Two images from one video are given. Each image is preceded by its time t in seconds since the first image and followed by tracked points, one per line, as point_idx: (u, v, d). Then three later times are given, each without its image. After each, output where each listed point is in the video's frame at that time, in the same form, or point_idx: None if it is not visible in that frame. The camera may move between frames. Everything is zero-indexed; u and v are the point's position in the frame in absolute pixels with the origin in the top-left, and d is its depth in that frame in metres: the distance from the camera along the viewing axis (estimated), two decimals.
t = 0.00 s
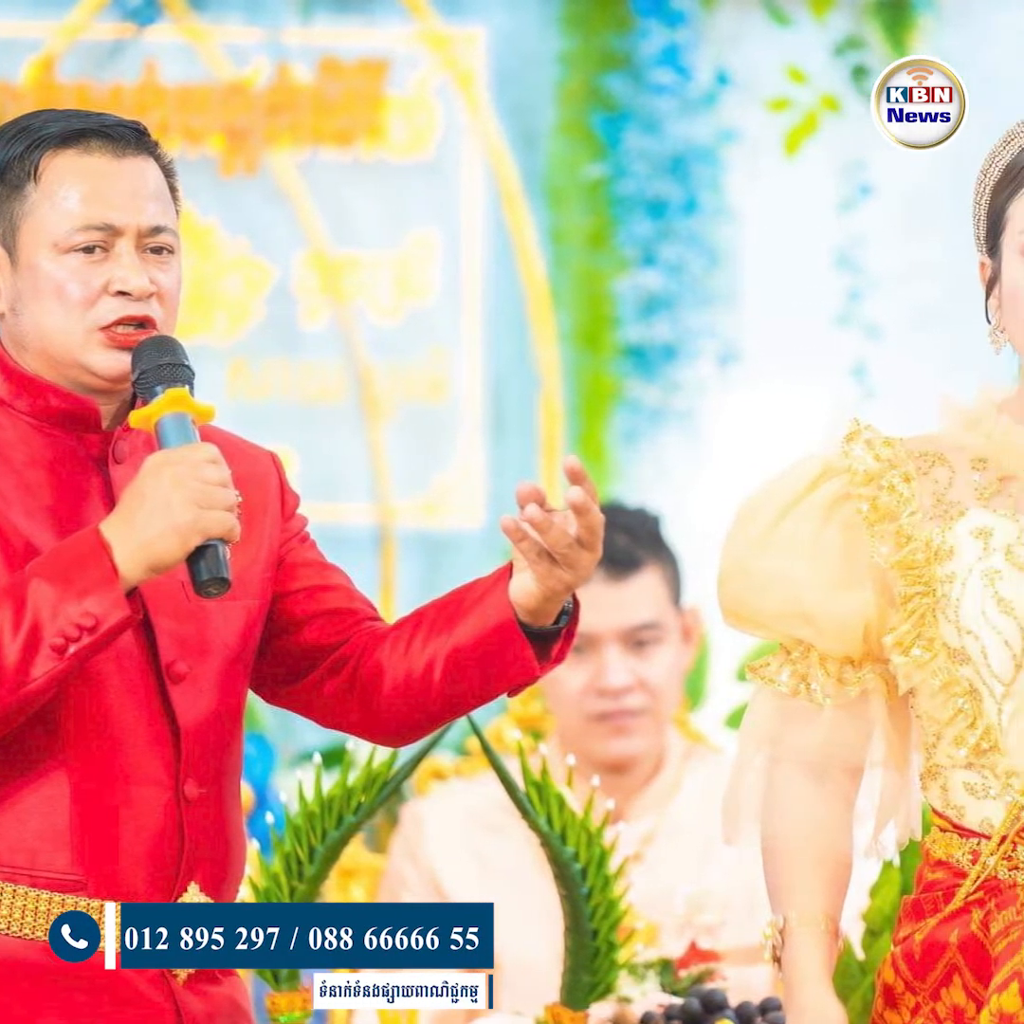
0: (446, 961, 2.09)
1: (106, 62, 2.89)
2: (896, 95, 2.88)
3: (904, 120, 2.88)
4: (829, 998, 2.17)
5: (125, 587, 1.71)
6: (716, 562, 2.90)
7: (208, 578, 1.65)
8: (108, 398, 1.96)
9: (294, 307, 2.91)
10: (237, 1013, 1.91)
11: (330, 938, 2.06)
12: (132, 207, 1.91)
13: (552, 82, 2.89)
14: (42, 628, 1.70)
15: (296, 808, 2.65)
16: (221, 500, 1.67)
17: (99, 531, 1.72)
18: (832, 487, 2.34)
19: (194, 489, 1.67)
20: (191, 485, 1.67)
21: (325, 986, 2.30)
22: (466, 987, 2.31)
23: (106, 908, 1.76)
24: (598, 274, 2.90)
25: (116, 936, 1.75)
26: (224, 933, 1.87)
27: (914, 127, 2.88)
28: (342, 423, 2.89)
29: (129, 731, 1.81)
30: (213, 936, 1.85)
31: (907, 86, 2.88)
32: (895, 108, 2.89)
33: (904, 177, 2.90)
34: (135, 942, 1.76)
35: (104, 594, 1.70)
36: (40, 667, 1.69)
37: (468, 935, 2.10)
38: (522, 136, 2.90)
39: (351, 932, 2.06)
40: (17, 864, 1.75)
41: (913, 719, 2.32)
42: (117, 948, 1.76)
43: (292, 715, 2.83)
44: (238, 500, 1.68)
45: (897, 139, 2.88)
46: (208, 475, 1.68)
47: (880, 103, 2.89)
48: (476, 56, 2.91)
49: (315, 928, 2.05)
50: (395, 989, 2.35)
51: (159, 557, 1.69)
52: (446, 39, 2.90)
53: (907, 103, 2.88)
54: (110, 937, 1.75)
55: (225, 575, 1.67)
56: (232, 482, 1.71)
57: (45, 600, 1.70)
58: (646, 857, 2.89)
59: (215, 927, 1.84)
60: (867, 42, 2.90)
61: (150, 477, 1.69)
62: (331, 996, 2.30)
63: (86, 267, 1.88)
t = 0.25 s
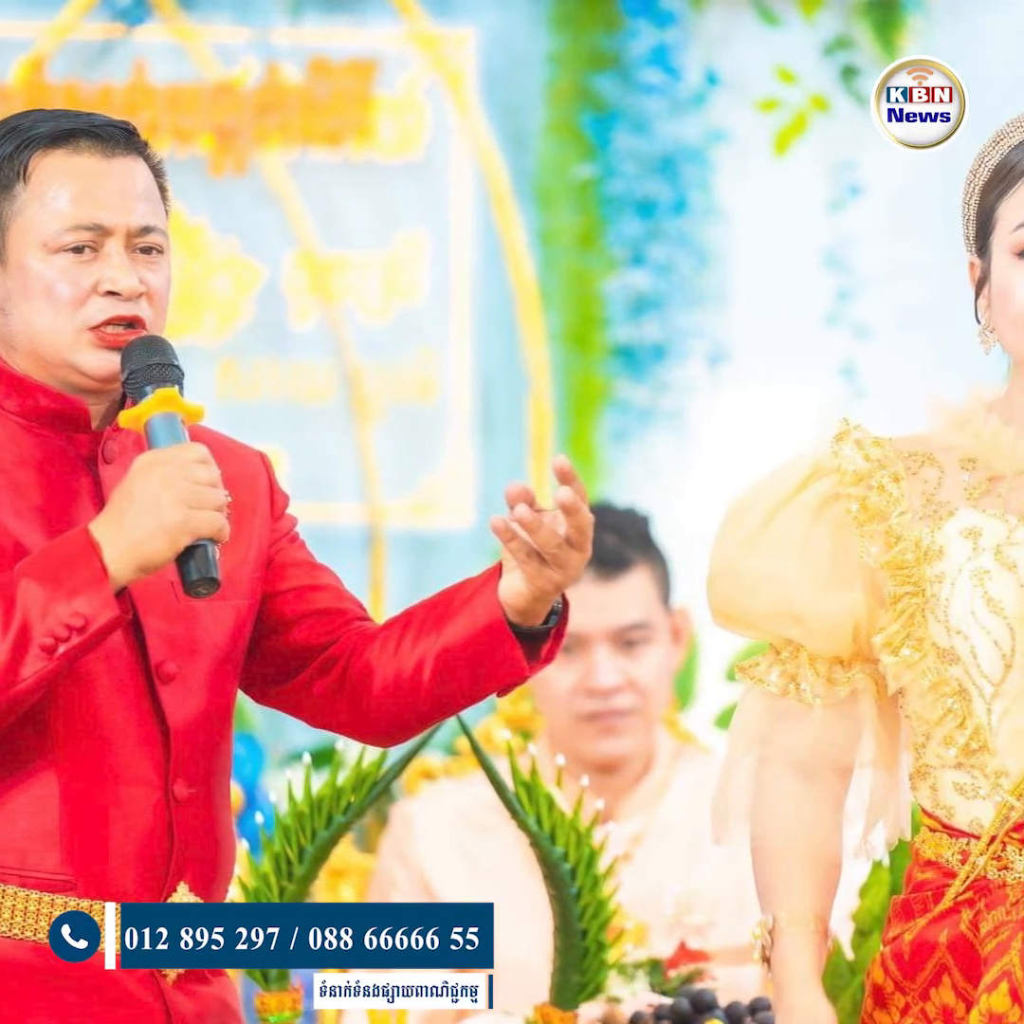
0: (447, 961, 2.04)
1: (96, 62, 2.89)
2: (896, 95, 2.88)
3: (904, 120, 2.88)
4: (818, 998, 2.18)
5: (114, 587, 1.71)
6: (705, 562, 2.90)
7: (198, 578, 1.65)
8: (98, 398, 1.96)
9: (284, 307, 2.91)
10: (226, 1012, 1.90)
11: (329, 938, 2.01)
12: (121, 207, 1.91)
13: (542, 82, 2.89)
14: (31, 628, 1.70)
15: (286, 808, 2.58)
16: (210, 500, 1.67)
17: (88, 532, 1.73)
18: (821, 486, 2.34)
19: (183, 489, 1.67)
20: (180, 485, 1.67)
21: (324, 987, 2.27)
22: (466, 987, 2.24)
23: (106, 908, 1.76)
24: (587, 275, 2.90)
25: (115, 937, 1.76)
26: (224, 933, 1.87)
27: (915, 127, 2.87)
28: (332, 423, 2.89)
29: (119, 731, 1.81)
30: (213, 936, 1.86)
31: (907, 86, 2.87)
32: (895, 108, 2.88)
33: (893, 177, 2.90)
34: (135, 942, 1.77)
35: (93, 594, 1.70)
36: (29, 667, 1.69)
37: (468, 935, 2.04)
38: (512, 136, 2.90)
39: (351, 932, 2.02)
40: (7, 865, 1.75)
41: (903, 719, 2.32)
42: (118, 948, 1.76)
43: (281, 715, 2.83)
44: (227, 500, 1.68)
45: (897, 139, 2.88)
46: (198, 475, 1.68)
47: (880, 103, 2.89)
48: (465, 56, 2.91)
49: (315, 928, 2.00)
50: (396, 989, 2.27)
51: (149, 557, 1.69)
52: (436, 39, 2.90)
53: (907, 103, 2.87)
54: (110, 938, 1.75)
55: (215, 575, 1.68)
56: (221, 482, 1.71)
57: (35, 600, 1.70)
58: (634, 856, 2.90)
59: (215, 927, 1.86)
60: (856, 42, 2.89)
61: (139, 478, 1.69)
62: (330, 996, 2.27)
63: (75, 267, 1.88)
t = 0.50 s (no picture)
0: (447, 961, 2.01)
1: (85, 62, 2.89)
2: (896, 95, 2.86)
3: (904, 120, 2.85)
4: (807, 998, 2.18)
5: (104, 587, 1.71)
6: (694, 562, 2.91)
7: (187, 579, 1.64)
8: (86, 398, 1.96)
9: (273, 307, 2.91)
10: (216, 1012, 1.90)
11: (329, 938, 1.98)
12: (111, 207, 1.91)
13: (531, 82, 2.89)
14: (21, 628, 1.70)
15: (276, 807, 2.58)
16: (200, 500, 1.67)
17: (78, 532, 1.73)
18: (810, 487, 2.34)
19: (172, 489, 1.67)
20: (169, 485, 1.66)
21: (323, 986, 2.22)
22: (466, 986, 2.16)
23: (106, 908, 1.77)
24: (577, 275, 2.90)
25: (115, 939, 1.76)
26: (224, 933, 1.87)
27: (914, 128, 2.85)
28: (321, 423, 2.89)
29: (108, 731, 1.81)
30: (212, 936, 1.86)
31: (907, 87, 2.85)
32: (895, 108, 2.86)
33: (882, 177, 2.90)
34: (135, 941, 1.77)
35: (83, 594, 1.70)
36: (19, 667, 1.69)
37: (468, 935, 2.01)
38: (501, 135, 2.90)
39: (350, 932, 1.99)
40: None
41: (892, 719, 2.32)
42: (118, 948, 1.76)
43: (271, 714, 2.84)
44: (216, 500, 1.68)
45: (897, 139, 2.87)
46: (187, 475, 1.68)
47: (880, 103, 2.87)
48: (455, 56, 2.91)
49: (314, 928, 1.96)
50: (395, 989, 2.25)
51: (139, 557, 1.69)
52: (425, 39, 2.90)
53: (907, 103, 2.85)
54: (110, 937, 1.76)
55: (204, 576, 1.67)
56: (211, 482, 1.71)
57: (25, 600, 1.70)
58: (624, 856, 2.90)
59: (215, 928, 1.86)
60: (845, 42, 2.90)
61: (128, 478, 1.69)
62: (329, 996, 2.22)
63: (64, 267, 1.88)
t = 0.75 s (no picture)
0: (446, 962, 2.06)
1: (75, 62, 2.89)
2: (896, 95, 2.87)
3: (904, 120, 2.86)
4: (797, 997, 2.18)
5: (93, 587, 1.71)
6: (683, 562, 2.91)
7: (176, 579, 1.64)
8: (76, 398, 1.95)
9: (263, 307, 2.91)
10: (205, 1012, 1.90)
11: (330, 937, 2.04)
12: (101, 207, 1.91)
13: (521, 83, 2.89)
14: (11, 627, 1.70)
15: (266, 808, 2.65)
16: (189, 500, 1.66)
17: (68, 532, 1.72)
18: (800, 487, 2.34)
19: (162, 489, 1.66)
20: (159, 485, 1.66)
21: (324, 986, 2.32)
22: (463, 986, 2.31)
23: (106, 908, 1.77)
24: (566, 275, 2.90)
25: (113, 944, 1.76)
26: (223, 932, 1.93)
27: (916, 127, 2.86)
28: (311, 423, 2.89)
29: (98, 731, 1.81)
30: (213, 936, 1.90)
31: (907, 86, 2.86)
32: (895, 107, 2.87)
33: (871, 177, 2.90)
34: (135, 942, 1.78)
35: (72, 594, 1.70)
36: (8, 666, 1.69)
37: (468, 935, 2.06)
38: (491, 135, 2.90)
39: (351, 932, 2.05)
40: None
41: (881, 719, 2.32)
42: (118, 948, 1.77)
43: (261, 714, 2.82)
44: (205, 499, 1.67)
45: (898, 140, 2.88)
46: (177, 475, 1.67)
47: (880, 102, 2.88)
48: (445, 56, 2.91)
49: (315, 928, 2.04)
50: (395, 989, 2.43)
51: (129, 557, 1.69)
52: (414, 39, 2.90)
53: (907, 103, 2.86)
54: (110, 937, 1.76)
55: (194, 575, 1.67)
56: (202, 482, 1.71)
57: (14, 600, 1.70)
58: (614, 857, 2.89)
59: (214, 927, 1.90)
60: (834, 42, 2.90)
61: (118, 477, 1.69)
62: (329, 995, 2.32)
63: (53, 267, 1.88)
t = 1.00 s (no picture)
0: (446, 962, 2.08)
1: (64, 62, 2.90)
2: (897, 95, 2.81)
3: (905, 120, 2.80)
4: (787, 997, 2.18)
5: (82, 587, 1.71)
6: (673, 562, 2.91)
7: (166, 578, 1.64)
8: (65, 398, 1.95)
9: (252, 307, 2.91)
10: (195, 1012, 1.90)
11: (329, 938, 2.07)
12: (90, 207, 1.91)
13: (510, 83, 2.89)
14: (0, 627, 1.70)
15: (256, 807, 2.58)
16: (178, 500, 1.66)
17: (57, 532, 1.72)
18: (788, 487, 2.34)
19: (151, 489, 1.66)
20: (148, 485, 1.66)
21: (325, 985, 2.36)
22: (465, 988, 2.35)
23: (106, 907, 1.78)
24: (556, 275, 2.90)
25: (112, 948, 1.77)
26: (223, 933, 1.96)
27: (917, 127, 2.78)
28: (300, 423, 2.89)
29: (87, 731, 1.81)
30: (212, 936, 1.94)
31: (907, 86, 2.82)
32: (896, 107, 2.81)
33: (860, 177, 2.90)
34: (135, 942, 1.79)
35: (61, 594, 1.70)
36: None
37: (468, 935, 2.09)
38: (480, 135, 2.90)
39: (351, 932, 2.07)
40: None
41: (871, 719, 2.31)
42: (118, 949, 1.78)
43: (250, 714, 2.83)
44: (194, 500, 1.67)
45: (897, 139, 2.81)
46: (167, 475, 1.67)
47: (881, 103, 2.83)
48: (434, 56, 2.91)
49: (315, 928, 2.06)
50: (394, 989, 2.39)
51: (118, 557, 1.69)
52: (404, 39, 2.90)
53: (907, 103, 2.80)
54: (110, 937, 1.77)
55: (183, 575, 1.67)
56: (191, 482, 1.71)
57: (4, 601, 1.70)
58: (603, 856, 2.90)
59: (215, 928, 1.95)
60: (824, 42, 2.89)
61: (108, 477, 1.69)
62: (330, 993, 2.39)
63: (43, 267, 1.88)
